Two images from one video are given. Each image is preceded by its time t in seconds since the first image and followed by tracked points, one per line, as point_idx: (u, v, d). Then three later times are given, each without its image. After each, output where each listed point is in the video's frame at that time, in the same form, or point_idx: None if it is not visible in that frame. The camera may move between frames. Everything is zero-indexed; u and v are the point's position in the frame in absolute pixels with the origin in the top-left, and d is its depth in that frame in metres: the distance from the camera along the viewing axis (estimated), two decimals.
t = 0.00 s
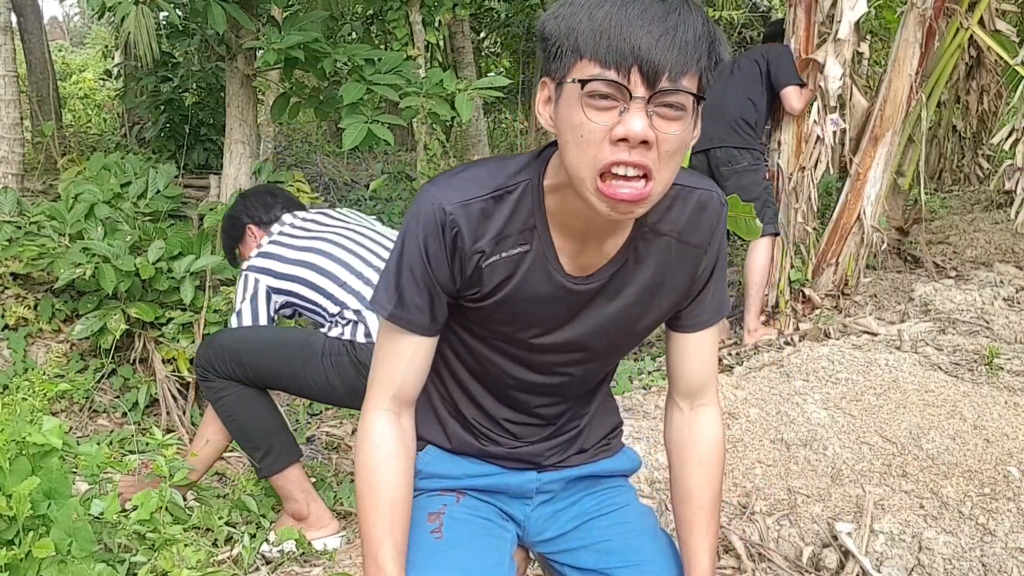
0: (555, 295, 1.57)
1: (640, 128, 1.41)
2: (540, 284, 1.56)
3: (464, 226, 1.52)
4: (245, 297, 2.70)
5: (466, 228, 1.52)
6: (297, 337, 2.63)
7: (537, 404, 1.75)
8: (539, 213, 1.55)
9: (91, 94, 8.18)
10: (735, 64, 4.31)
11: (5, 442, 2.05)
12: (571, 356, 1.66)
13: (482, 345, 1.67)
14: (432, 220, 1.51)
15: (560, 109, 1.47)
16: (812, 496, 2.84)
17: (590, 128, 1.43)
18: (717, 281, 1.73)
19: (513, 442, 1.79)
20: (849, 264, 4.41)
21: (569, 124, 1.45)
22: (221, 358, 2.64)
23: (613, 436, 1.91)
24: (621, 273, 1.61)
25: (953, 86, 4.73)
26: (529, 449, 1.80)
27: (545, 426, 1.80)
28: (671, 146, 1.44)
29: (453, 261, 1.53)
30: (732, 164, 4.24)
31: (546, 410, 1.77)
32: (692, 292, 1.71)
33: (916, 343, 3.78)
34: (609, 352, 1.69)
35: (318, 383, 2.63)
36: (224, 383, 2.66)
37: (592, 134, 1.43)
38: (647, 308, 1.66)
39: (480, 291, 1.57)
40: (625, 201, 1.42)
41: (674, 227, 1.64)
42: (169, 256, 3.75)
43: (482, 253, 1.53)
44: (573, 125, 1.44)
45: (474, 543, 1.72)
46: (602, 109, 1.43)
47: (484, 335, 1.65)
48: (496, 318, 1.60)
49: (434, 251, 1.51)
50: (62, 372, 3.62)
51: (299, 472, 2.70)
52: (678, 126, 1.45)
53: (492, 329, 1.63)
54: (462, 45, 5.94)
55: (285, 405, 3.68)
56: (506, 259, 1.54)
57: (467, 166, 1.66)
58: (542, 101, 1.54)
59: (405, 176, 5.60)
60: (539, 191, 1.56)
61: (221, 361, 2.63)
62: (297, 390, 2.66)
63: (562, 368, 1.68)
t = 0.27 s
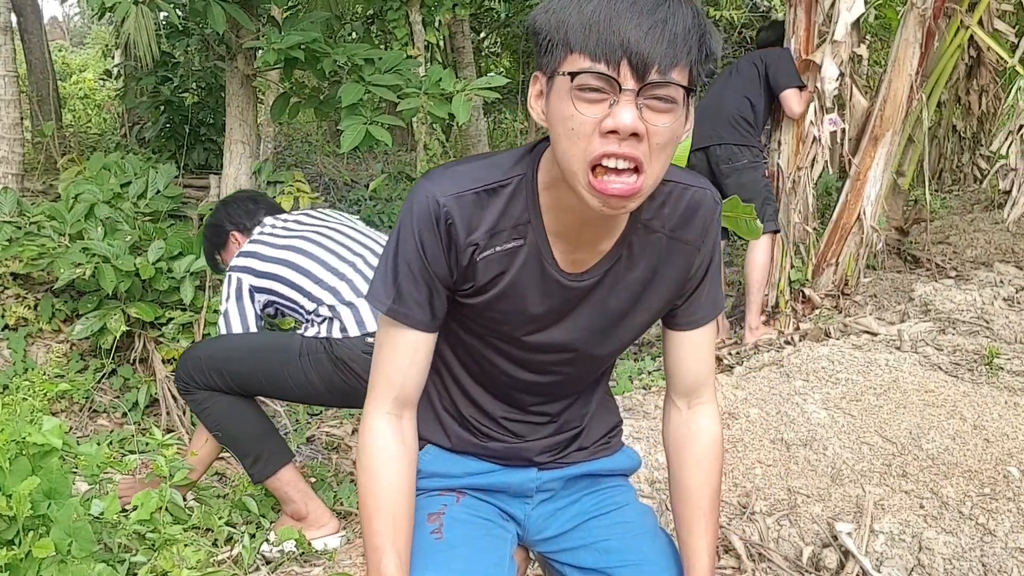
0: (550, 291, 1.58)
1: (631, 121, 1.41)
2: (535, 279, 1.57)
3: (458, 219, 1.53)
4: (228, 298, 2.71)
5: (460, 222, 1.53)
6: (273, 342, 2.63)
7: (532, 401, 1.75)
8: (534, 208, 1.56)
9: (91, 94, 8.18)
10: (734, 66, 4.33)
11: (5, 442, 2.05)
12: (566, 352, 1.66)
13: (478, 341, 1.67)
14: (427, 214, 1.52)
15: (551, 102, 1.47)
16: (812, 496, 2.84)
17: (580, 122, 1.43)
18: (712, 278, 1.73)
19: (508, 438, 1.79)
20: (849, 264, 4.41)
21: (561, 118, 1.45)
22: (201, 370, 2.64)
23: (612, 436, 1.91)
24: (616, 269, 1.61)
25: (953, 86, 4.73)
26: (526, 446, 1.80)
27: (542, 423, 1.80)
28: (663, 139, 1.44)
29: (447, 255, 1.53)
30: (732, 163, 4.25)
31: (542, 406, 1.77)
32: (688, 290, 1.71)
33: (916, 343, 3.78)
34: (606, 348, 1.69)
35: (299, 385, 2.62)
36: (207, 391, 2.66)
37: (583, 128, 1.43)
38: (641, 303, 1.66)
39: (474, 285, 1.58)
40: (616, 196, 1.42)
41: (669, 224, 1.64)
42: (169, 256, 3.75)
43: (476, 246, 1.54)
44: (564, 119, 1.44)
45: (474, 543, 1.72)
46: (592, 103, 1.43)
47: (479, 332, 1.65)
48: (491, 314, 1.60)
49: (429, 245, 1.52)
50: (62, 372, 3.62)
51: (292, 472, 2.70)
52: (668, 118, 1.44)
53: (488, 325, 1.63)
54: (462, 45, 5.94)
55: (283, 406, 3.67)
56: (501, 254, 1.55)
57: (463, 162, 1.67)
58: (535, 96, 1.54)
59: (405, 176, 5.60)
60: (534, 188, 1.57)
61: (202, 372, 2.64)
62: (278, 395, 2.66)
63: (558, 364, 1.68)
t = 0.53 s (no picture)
0: (549, 291, 1.58)
1: (633, 121, 1.41)
2: (535, 280, 1.57)
3: (459, 218, 1.52)
4: (209, 291, 2.71)
5: (460, 221, 1.53)
6: (249, 338, 2.63)
7: (531, 401, 1.75)
8: (533, 207, 1.56)
9: (91, 94, 8.18)
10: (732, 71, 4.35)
11: (5, 442, 2.05)
12: (566, 353, 1.66)
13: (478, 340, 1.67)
14: (426, 213, 1.52)
15: (552, 102, 1.47)
16: (812, 496, 2.84)
17: (582, 122, 1.43)
18: (712, 279, 1.73)
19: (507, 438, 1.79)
20: (849, 264, 4.41)
21: (562, 117, 1.45)
22: (184, 378, 2.63)
23: (610, 437, 1.91)
24: (614, 268, 1.61)
25: (953, 86, 4.74)
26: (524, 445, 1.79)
27: (541, 424, 1.80)
28: (664, 138, 1.44)
29: (447, 254, 1.53)
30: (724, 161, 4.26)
31: (541, 406, 1.77)
32: (688, 290, 1.71)
33: (916, 343, 3.78)
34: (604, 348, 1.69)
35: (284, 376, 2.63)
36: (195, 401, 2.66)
37: (585, 128, 1.43)
38: (640, 303, 1.66)
39: (473, 284, 1.57)
40: (619, 194, 1.43)
41: (667, 223, 1.64)
42: (169, 256, 3.75)
43: (476, 245, 1.53)
44: (566, 118, 1.44)
45: (473, 544, 1.72)
46: (594, 102, 1.43)
47: (479, 332, 1.65)
48: (490, 313, 1.60)
49: (429, 243, 1.52)
50: (62, 372, 3.62)
51: (287, 473, 2.70)
52: (670, 119, 1.44)
53: (487, 326, 1.63)
54: (462, 45, 5.95)
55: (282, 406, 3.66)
56: (500, 253, 1.55)
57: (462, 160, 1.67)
58: (535, 95, 1.54)
59: (405, 176, 5.60)
60: (533, 186, 1.57)
61: (184, 380, 2.63)
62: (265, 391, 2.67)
63: (558, 365, 1.68)
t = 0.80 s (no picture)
0: (549, 288, 1.58)
1: (642, 117, 1.41)
2: (535, 277, 1.57)
3: (461, 214, 1.53)
4: (174, 281, 2.61)
5: (462, 217, 1.53)
6: (229, 339, 2.58)
7: (531, 400, 1.75)
8: (535, 205, 1.57)
9: (91, 94, 8.18)
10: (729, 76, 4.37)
11: (5, 442, 2.05)
12: (565, 349, 1.65)
13: (477, 338, 1.67)
14: (429, 209, 1.52)
15: (559, 98, 1.47)
16: (812, 496, 2.84)
17: (590, 118, 1.43)
18: (710, 277, 1.74)
19: (507, 438, 1.79)
20: (848, 264, 4.41)
21: (569, 114, 1.45)
22: (168, 388, 2.58)
23: (610, 436, 1.91)
24: (614, 266, 1.62)
25: (953, 86, 4.74)
26: (524, 444, 1.79)
27: (540, 423, 1.80)
28: (671, 136, 1.45)
29: (450, 250, 1.54)
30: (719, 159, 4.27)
31: (540, 405, 1.77)
32: (686, 288, 1.72)
33: (916, 343, 3.78)
34: (602, 345, 1.68)
35: (270, 368, 2.60)
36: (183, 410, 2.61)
37: (593, 124, 1.43)
38: (639, 302, 1.67)
39: (474, 281, 1.58)
40: (627, 188, 1.42)
41: (667, 221, 1.65)
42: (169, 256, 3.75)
43: (478, 241, 1.54)
44: (573, 114, 1.44)
45: (473, 543, 1.72)
46: (602, 99, 1.43)
47: (479, 330, 1.65)
48: (491, 312, 1.60)
49: (432, 239, 1.52)
50: (62, 372, 3.62)
51: (283, 474, 2.70)
52: (677, 115, 1.45)
53: (487, 324, 1.63)
54: (462, 45, 5.95)
55: (281, 406, 3.66)
56: (501, 250, 1.55)
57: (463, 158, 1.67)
58: (540, 91, 1.54)
59: (405, 176, 5.61)
60: (535, 183, 1.57)
61: (169, 391, 2.58)
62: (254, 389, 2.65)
63: (556, 362, 1.68)
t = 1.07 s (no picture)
0: (557, 286, 1.59)
1: (660, 119, 1.42)
2: (541, 274, 1.58)
3: (470, 211, 1.54)
4: (139, 284, 2.53)
5: (471, 214, 1.54)
6: (209, 350, 2.55)
7: (536, 399, 1.76)
8: (544, 203, 1.57)
9: (92, 94, 8.18)
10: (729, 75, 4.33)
11: (5, 442, 2.05)
12: (568, 346, 1.66)
13: (483, 337, 1.68)
14: (439, 206, 1.53)
15: (574, 98, 1.47)
16: (812, 496, 2.84)
17: (606, 118, 1.43)
18: (711, 277, 1.74)
19: (511, 437, 1.79)
20: (849, 264, 4.41)
21: (584, 113, 1.45)
22: (152, 407, 2.56)
23: (610, 437, 1.91)
24: (620, 266, 1.62)
25: (953, 86, 4.73)
26: (527, 442, 1.80)
27: (544, 422, 1.81)
28: (686, 136, 1.45)
29: (460, 247, 1.54)
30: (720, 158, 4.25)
31: (545, 404, 1.78)
32: (689, 288, 1.72)
33: (916, 343, 3.78)
34: (604, 343, 1.69)
35: (254, 375, 2.59)
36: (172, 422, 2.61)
37: (609, 123, 1.43)
38: (644, 300, 1.67)
39: (482, 279, 1.58)
40: (642, 187, 1.43)
41: (672, 221, 1.65)
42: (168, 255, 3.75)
43: (487, 238, 1.54)
44: (588, 114, 1.45)
45: (473, 544, 1.71)
46: (618, 99, 1.43)
47: (485, 327, 1.66)
48: (498, 309, 1.61)
49: (442, 236, 1.52)
50: (62, 372, 3.62)
51: (278, 478, 2.71)
52: (693, 117, 1.46)
53: (494, 321, 1.64)
54: (462, 45, 5.95)
55: (281, 406, 3.66)
56: (510, 247, 1.56)
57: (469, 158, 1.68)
58: (554, 91, 1.54)
59: (405, 176, 5.61)
60: (544, 182, 1.58)
61: (154, 409, 2.56)
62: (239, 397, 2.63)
63: (560, 360, 1.69)
